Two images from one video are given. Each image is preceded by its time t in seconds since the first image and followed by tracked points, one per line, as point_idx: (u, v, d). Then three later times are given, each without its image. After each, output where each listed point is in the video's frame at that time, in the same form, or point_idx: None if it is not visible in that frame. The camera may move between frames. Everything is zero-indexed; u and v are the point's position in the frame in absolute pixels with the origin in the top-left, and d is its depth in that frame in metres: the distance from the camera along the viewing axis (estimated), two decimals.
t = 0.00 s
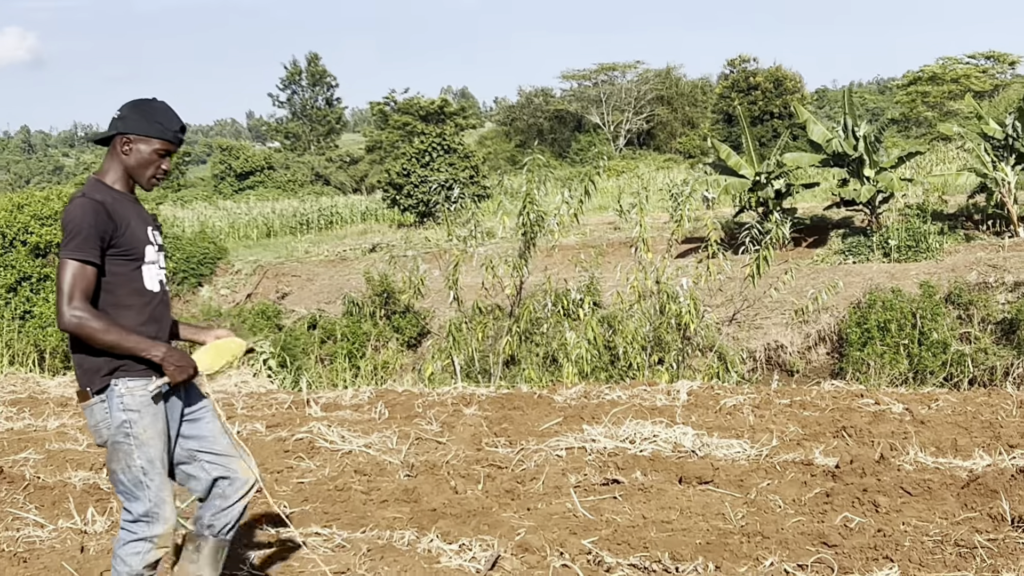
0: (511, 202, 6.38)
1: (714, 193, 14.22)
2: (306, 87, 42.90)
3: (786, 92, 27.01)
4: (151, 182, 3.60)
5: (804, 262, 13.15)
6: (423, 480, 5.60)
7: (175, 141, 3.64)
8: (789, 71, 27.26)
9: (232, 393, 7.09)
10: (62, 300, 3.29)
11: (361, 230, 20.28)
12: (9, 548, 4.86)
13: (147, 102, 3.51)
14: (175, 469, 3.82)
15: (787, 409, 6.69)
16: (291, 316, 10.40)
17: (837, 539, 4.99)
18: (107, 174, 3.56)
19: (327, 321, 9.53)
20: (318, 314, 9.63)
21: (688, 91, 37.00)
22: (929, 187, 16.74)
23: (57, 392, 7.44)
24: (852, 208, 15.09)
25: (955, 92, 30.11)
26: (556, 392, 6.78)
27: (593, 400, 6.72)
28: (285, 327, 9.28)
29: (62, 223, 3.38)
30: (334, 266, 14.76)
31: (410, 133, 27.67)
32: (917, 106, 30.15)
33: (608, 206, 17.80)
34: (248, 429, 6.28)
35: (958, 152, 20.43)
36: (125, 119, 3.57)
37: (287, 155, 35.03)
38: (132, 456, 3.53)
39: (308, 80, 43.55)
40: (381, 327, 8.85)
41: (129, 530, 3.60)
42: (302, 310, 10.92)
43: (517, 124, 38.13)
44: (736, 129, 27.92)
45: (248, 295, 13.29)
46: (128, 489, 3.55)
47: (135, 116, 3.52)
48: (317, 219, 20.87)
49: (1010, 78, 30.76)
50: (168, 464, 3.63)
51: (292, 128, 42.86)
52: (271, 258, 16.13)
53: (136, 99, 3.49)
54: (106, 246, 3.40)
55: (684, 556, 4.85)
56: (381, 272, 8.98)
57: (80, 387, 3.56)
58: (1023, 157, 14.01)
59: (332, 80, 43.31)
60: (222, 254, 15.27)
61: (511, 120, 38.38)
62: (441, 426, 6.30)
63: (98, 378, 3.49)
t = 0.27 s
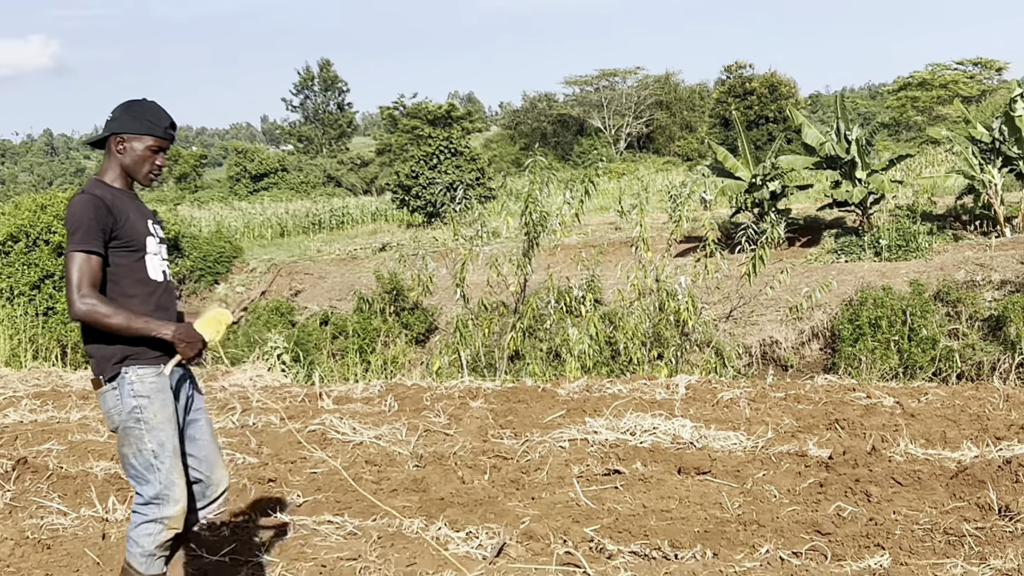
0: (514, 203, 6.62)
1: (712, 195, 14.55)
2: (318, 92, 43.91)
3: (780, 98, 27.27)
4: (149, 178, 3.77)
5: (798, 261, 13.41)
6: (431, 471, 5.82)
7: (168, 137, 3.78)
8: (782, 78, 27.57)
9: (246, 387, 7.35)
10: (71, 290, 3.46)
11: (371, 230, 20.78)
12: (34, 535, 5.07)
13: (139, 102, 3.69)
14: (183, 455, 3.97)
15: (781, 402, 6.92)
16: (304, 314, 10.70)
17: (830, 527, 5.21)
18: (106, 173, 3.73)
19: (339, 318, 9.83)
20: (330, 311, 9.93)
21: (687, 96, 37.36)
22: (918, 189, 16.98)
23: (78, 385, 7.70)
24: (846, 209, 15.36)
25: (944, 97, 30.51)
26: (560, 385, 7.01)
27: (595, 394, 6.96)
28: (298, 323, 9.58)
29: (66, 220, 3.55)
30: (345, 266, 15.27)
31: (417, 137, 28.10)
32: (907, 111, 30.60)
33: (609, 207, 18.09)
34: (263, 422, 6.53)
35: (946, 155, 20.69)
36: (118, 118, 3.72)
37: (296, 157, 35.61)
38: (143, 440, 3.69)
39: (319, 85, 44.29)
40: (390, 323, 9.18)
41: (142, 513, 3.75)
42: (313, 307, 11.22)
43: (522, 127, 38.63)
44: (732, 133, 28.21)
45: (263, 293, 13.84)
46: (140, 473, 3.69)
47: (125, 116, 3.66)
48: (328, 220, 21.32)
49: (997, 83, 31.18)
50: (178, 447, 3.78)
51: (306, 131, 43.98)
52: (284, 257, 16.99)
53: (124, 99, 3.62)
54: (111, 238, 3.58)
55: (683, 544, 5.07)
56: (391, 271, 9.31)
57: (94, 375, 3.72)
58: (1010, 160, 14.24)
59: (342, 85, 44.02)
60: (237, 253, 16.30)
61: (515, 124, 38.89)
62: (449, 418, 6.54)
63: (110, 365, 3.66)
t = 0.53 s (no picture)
0: (519, 202, 6.81)
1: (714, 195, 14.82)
2: (329, 94, 44.97)
3: (781, 100, 27.54)
4: (156, 178, 3.88)
5: (797, 258, 13.61)
6: (441, 462, 5.98)
7: (174, 137, 3.90)
8: (783, 79, 27.83)
9: (261, 381, 7.54)
10: (95, 285, 3.58)
11: (381, 230, 21.67)
12: (54, 524, 5.21)
13: (147, 104, 3.81)
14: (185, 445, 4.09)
15: (782, 396, 7.08)
16: (316, 310, 10.94)
17: (830, 518, 5.36)
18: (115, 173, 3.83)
19: (350, 314, 10.08)
20: (342, 307, 10.17)
21: (690, 98, 37.79)
22: (915, 188, 17.18)
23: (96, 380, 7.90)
24: (844, 208, 15.57)
25: (940, 99, 30.76)
26: (565, 380, 7.18)
27: (600, 388, 7.15)
28: (311, 320, 9.81)
29: (83, 217, 3.65)
30: (356, 262, 16.49)
31: (426, 138, 28.50)
32: (905, 113, 30.89)
33: (613, 206, 18.35)
34: (276, 415, 6.71)
35: (942, 155, 20.92)
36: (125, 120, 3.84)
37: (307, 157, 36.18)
38: (154, 429, 3.80)
39: (332, 88, 45.65)
40: (400, 319, 9.61)
41: (155, 499, 3.83)
42: (325, 303, 11.45)
43: (528, 128, 39.12)
44: (734, 134, 28.51)
45: (276, 290, 14.68)
46: (153, 460, 3.79)
47: (132, 118, 3.78)
48: (338, 219, 22.75)
49: (992, 85, 31.44)
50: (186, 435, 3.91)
51: (319, 133, 45.11)
52: (297, 257, 18.07)
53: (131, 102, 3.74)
54: (128, 236, 3.71)
55: (686, 534, 5.22)
56: (400, 270, 9.69)
57: (99, 370, 3.81)
58: (1005, 161, 14.41)
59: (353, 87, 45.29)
60: (251, 252, 17.53)
61: (522, 125, 39.37)
62: (458, 412, 6.72)
63: (117, 359, 3.76)
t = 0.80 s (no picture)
0: (526, 200, 6.90)
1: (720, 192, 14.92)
2: (338, 92, 45.39)
3: (787, 97, 27.62)
4: (159, 181, 3.94)
5: (802, 255, 13.70)
6: (450, 457, 6.05)
7: (178, 142, 3.94)
8: (789, 77, 27.91)
9: (272, 376, 7.64)
10: (108, 285, 3.68)
11: (390, 226, 22.07)
12: (68, 517, 5.28)
13: (152, 108, 3.84)
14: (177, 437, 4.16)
15: (787, 391, 7.15)
16: (326, 306, 11.05)
17: (835, 512, 5.42)
18: (118, 174, 3.89)
19: (360, 309, 10.19)
20: (352, 303, 10.29)
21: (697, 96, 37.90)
22: (919, 186, 17.25)
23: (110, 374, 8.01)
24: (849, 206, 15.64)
25: (944, 98, 30.80)
26: (572, 375, 7.26)
27: (607, 383, 7.25)
28: (321, 316, 9.93)
29: (88, 218, 3.72)
30: (365, 258, 17.08)
31: (435, 135, 28.67)
32: (909, 111, 30.92)
33: (620, 203, 18.46)
34: (287, 410, 6.80)
35: (947, 152, 20.99)
36: (132, 123, 3.87)
37: (316, 154, 36.39)
38: (144, 419, 3.86)
39: (342, 86, 45.97)
40: (409, 314, 9.81)
41: (150, 488, 3.89)
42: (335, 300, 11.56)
43: (536, 126, 39.30)
44: (741, 131, 28.60)
45: (287, 286, 15.21)
46: (145, 449, 3.85)
47: (138, 123, 3.81)
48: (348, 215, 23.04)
49: (996, 83, 31.47)
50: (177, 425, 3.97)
51: (329, 130, 45.45)
52: (308, 251, 18.57)
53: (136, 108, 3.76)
54: (133, 236, 3.79)
55: (693, 527, 5.29)
56: (409, 265, 9.83)
57: (93, 365, 3.90)
58: (1008, 159, 14.46)
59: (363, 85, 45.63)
60: (262, 247, 17.90)
61: (530, 123, 39.55)
62: (466, 406, 6.82)
63: (107, 354, 3.84)
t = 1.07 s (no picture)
0: (535, 196, 6.98)
1: (727, 188, 14.97)
2: (348, 89, 45.49)
3: (794, 94, 27.63)
4: (156, 180, 3.93)
5: (809, 251, 13.74)
6: (458, 452, 6.10)
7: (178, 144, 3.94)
8: (797, 74, 27.92)
9: (282, 371, 7.69)
10: (98, 279, 3.68)
11: (399, 222, 22.28)
12: (79, 511, 5.29)
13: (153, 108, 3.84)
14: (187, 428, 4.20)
15: (795, 387, 7.18)
16: (336, 303, 11.11)
17: (842, 507, 5.44)
18: (115, 170, 3.89)
19: (369, 305, 10.26)
20: (362, 299, 10.35)
21: (704, 93, 37.93)
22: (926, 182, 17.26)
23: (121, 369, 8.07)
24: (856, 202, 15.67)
25: (951, 95, 30.77)
26: (580, 370, 7.31)
27: (615, 377, 7.31)
28: (331, 311, 10.00)
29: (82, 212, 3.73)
30: (375, 254, 17.40)
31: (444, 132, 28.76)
32: (915, 108, 30.92)
33: (628, 200, 18.53)
34: (297, 405, 6.84)
35: (954, 149, 21.01)
36: (135, 122, 3.87)
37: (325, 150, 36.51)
38: (155, 413, 3.89)
39: (351, 83, 46.09)
40: (418, 310, 9.92)
41: (159, 479, 3.94)
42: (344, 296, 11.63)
43: (544, 123, 39.40)
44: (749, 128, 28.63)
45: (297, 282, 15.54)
46: (156, 442, 3.89)
47: (140, 121, 3.80)
48: (358, 212, 23.15)
49: (1003, 80, 31.41)
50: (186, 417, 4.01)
51: (338, 127, 45.63)
52: (317, 247, 18.83)
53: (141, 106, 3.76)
54: (128, 231, 3.79)
55: (701, 522, 5.31)
56: (418, 261, 9.96)
57: (98, 358, 3.92)
58: (1014, 156, 14.47)
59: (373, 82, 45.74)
60: (272, 243, 18.03)
61: (539, 119, 39.64)
62: (475, 402, 6.87)
63: (112, 348, 3.86)
